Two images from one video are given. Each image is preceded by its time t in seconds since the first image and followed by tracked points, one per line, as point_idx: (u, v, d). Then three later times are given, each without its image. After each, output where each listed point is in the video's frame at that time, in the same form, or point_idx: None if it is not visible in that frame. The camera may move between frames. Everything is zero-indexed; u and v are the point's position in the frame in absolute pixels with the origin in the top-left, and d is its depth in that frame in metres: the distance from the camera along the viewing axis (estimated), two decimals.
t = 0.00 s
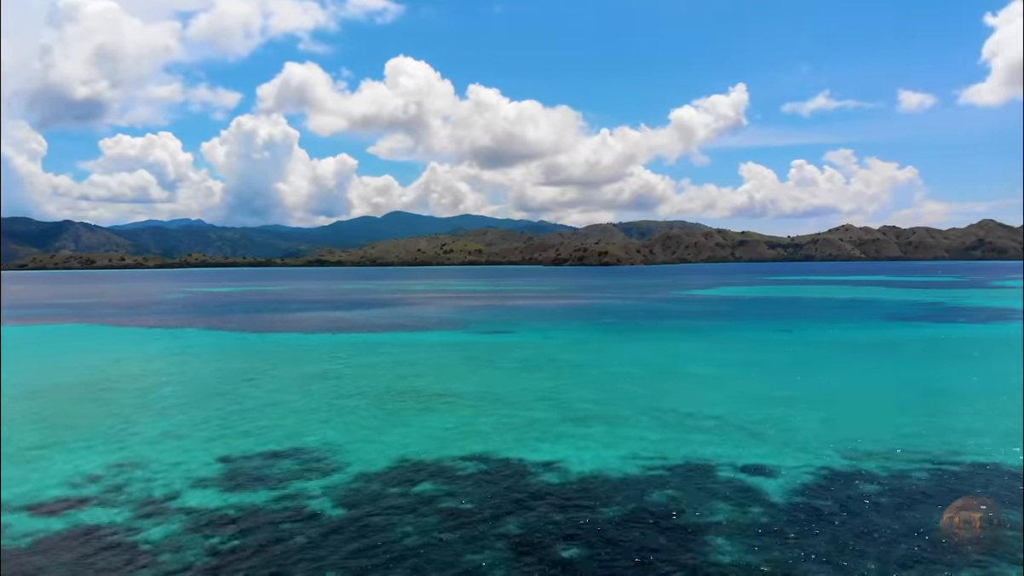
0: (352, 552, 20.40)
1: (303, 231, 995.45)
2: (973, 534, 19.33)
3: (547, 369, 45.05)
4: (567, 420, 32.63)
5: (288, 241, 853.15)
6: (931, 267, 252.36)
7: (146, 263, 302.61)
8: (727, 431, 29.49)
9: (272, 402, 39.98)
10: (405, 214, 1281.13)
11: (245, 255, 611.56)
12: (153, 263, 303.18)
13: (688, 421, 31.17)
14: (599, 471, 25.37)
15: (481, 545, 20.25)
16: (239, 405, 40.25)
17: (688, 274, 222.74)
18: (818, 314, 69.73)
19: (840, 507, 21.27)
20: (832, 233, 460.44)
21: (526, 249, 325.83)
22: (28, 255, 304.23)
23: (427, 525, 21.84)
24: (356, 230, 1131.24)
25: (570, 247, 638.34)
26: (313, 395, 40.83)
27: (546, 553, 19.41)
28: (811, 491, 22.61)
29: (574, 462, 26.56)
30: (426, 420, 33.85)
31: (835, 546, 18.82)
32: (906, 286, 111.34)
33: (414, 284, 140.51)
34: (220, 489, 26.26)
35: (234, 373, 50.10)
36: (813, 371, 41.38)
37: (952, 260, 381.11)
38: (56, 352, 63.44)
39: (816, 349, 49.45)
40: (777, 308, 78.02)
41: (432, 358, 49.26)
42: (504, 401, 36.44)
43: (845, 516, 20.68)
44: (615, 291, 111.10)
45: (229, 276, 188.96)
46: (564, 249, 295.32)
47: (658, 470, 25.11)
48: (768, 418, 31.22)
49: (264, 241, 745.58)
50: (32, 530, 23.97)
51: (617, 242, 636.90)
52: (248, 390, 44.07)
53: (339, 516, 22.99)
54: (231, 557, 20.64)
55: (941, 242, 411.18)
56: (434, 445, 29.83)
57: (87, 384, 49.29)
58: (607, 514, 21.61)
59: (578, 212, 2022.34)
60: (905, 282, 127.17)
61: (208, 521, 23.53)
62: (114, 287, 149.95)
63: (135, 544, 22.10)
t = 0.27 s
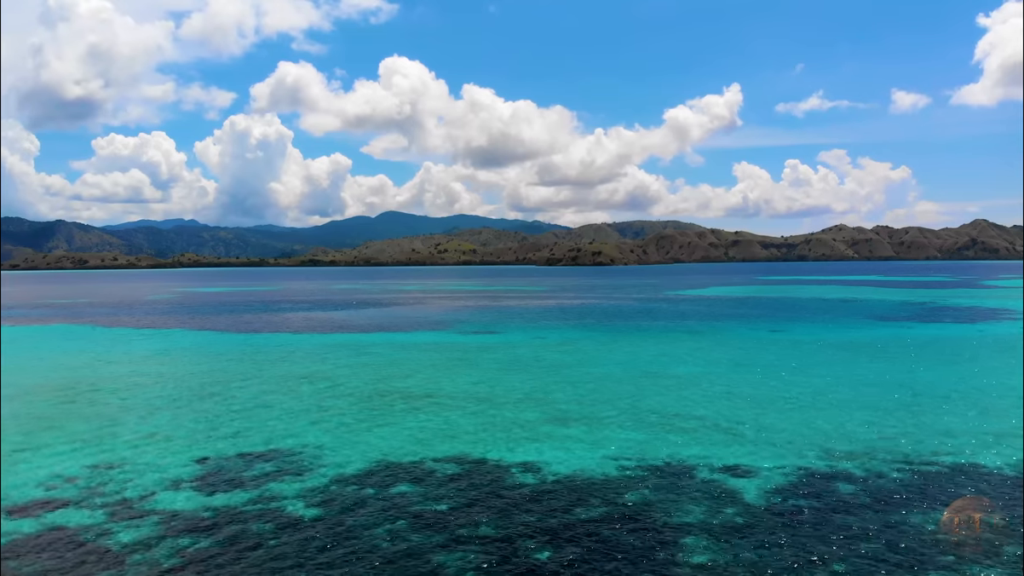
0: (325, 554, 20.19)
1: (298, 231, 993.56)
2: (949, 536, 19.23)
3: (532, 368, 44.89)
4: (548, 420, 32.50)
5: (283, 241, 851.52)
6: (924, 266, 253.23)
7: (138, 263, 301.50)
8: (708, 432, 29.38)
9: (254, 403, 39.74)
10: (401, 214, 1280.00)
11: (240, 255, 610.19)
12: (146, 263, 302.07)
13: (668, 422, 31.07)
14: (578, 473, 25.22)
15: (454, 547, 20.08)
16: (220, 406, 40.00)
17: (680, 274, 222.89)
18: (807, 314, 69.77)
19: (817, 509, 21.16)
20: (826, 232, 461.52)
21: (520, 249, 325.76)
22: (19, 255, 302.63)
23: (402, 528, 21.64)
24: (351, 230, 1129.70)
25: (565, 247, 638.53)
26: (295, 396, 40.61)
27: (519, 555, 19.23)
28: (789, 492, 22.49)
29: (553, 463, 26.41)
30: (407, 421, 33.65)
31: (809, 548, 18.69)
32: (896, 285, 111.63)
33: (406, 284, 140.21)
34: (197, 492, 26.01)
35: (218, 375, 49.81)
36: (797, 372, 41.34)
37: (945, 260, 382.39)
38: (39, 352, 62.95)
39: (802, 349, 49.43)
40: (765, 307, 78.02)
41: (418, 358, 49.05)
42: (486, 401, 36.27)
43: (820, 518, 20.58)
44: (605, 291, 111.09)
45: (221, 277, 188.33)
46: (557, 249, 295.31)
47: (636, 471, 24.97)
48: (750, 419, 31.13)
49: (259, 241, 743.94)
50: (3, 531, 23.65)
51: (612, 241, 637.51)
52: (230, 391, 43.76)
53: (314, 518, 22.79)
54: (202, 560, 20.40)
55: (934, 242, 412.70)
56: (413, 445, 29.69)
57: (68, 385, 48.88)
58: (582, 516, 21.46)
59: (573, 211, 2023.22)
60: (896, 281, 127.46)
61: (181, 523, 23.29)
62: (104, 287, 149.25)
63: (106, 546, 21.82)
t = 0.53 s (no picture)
0: (291, 556, 19.98)
1: (293, 231, 992.50)
2: (918, 536, 19.04)
3: (516, 369, 44.70)
4: (527, 421, 32.40)
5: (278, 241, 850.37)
6: (916, 266, 253.96)
7: (131, 263, 300.97)
8: (686, 433, 29.20)
9: (235, 404, 39.59)
10: (396, 214, 1279.12)
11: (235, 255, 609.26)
12: (139, 263, 301.55)
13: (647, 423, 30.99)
14: (551, 472, 25.04)
15: (420, 548, 19.83)
16: (201, 407, 39.84)
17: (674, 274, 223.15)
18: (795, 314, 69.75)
19: (788, 509, 20.97)
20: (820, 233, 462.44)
21: (514, 249, 325.81)
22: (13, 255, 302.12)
23: (370, 529, 21.40)
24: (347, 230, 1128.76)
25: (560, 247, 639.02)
26: (277, 397, 40.47)
27: (484, 557, 19.02)
28: (761, 493, 22.34)
29: (528, 463, 26.22)
30: (386, 422, 33.45)
31: (776, 549, 18.51)
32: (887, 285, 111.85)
33: (398, 284, 140.22)
34: (167, 493, 25.76)
35: (202, 375, 49.65)
36: (781, 373, 41.26)
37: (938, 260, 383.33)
38: (25, 352, 62.70)
39: (788, 350, 49.33)
40: (754, 307, 78.13)
41: (402, 359, 48.86)
42: (467, 402, 36.09)
43: (791, 518, 20.37)
44: (596, 292, 111.11)
45: (212, 276, 188.44)
46: (551, 249, 295.56)
47: (611, 471, 24.78)
48: (728, 420, 31.03)
49: (255, 241, 743.77)
50: None
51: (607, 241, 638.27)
52: (213, 392, 43.59)
53: (282, 520, 22.53)
54: (166, 561, 20.16)
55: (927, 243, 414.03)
56: (390, 446, 29.56)
57: (50, 386, 48.64)
58: (551, 517, 21.22)
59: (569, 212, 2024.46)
60: (887, 280, 127.76)
61: (149, 525, 23.04)
62: (95, 288, 149.19)
63: (72, 546, 21.60)
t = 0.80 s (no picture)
0: (265, 556, 19.83)
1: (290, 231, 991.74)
2: (895, 537, 18.93)
3: (503, 368, 44.55)
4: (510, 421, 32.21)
5: (274, 242, 849.67)
6: (911, 266, 254.32)
7: (126, 263, 300.42)
8: (669, 433, 29.09)
9: (219, 405, 39.35)
10: (393, 214, 1278.12)
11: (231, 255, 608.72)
12: (134, 264, 301.16)
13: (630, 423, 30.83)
14: (531, 472, 24.90)
15: (394, 548, 19.69)
16: (185, 408, 39.58)
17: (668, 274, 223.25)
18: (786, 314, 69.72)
19: (766, 510, 20.86)
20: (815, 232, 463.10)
21: (509, 249, 325.75)
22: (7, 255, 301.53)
23: (347, 530, 21.25)
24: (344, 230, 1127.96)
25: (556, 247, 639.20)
26: (262, 397, 40.25)
27: (458, 558, 18.90)
28: (740, 494, 22.23)
29: (509, 463, 26.07)
30: (369, 422, 33.28)
31: (751, 549, 18.40)
32: (879, 285, 111.97)
33: (391, 284, 140.03)
34: (145, 494, 25.56)
35: (188, 376, 49.40)
36: (768, 373, 41.17)
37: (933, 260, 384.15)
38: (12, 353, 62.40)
39: (776, 349, 49.26)
40: (744, 307, 78.05)
41: (390, 358, 48.68)
42: (451, 402, 35.93)
43: (768, 518, 20.27)
44: (589, 292, 110.99)
45: (205, 276, 188.27)
46: (547, 249, 295.55)
47: (591, 471, 24.65)
48: (712, 419, 30.94)
49: (251, 241, 742.92)
50: None
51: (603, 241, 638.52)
52: (198, 393, 43.34)
53: (258, 521, 22.37)
54: (139, 561, 20.00)
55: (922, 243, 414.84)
56: (371, 447, 29.34)
57: (36, 386, 48.36)
58: (528, 518, 21.08)
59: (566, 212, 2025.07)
60: (879, 280, 127.95)
61: (124, 526, 22.81)
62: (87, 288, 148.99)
63: (45, 547, 21.36)
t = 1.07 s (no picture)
0: (230, 557, 19.63)
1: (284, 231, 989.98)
2: (864, 537, 18.82)
3: (486, 368, 44.34)
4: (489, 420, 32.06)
5: (268, 242, 847.90)
6: (903, 266, 254.99)
7: (118, 263, 299.72)
8: (647, 432, 28.97)
9: (198, 407, 39.11)
10: (388, 215, 1276.72)
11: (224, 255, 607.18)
12: (125, 264, 300.18)
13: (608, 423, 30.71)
14: (505, 472, 24.74)
15: (361, 549, 19.50)
16: (164, 408, 39.33)
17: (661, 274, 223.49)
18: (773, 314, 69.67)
19: (737, 509, 20.75)
20: (809, 233, 464.19)
21: (499, 249, 326.33)
22: None
23: (315, 530, 21.07)
24: (338, 230, 1126.79)
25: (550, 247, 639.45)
26: (242, 398, 40.05)
27: (425, 558, 18.74)
28: (712, 493, 22.12)
29: (483, 462, 25.90)
30: (347, 423, 33.03)
31: (718, 549, 18.28)
32: (869, 285, 112.10)
33: (382, 284, 139.68)
34: (117, 494, 25.35)
35: (171, 376, 49.17)
36: (750, 372, 41.08)
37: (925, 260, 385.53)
38: None
39: (761, 349, 49.16)
40: (734, 306, 78.14)
41: (373, 358, 48.45)
42: (431, 402, 35.70)
43: (738, 518, 20.15)
44: (579, 292, 110.91)
45: (195, 277, 188.05)
46: (540, 249, 295.48)
47: (565, 471, 24.50)
48: (691, 418, 30.82)
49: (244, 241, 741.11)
50: None
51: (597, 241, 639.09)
52: (178, 394, 43.09)
53: (227, 521, 22.15)
54: (103, 561, 19.77)
55: (914, 243, 416.21)
56: (346, 447, 29.12)
57: (17, 387, 48.09)
58: (498, 517, 20.92)
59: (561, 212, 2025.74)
60: (869, 280, 128.16)
61: (92, 526, 22.59)
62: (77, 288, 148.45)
63: (10, 546, 21.12)
